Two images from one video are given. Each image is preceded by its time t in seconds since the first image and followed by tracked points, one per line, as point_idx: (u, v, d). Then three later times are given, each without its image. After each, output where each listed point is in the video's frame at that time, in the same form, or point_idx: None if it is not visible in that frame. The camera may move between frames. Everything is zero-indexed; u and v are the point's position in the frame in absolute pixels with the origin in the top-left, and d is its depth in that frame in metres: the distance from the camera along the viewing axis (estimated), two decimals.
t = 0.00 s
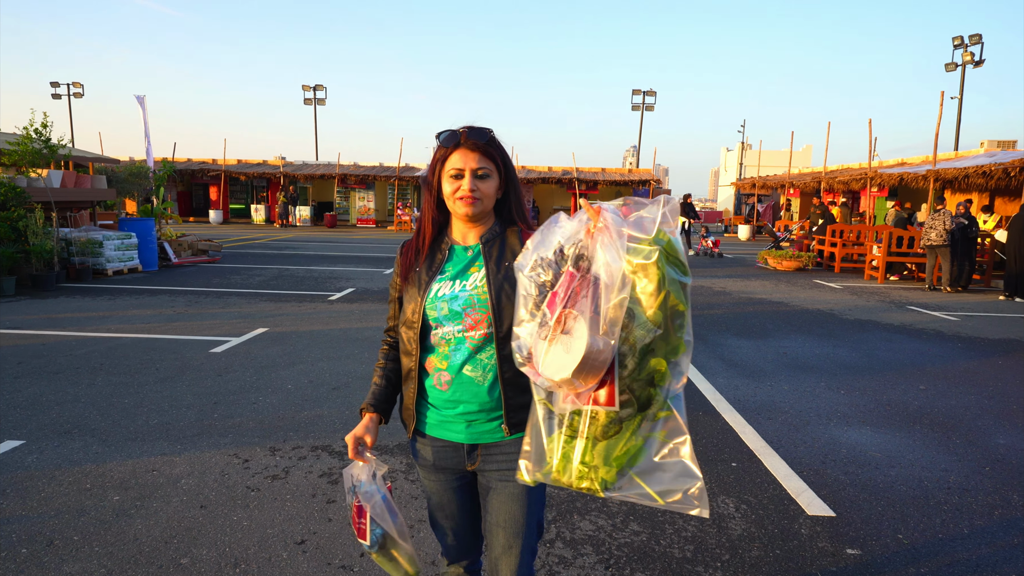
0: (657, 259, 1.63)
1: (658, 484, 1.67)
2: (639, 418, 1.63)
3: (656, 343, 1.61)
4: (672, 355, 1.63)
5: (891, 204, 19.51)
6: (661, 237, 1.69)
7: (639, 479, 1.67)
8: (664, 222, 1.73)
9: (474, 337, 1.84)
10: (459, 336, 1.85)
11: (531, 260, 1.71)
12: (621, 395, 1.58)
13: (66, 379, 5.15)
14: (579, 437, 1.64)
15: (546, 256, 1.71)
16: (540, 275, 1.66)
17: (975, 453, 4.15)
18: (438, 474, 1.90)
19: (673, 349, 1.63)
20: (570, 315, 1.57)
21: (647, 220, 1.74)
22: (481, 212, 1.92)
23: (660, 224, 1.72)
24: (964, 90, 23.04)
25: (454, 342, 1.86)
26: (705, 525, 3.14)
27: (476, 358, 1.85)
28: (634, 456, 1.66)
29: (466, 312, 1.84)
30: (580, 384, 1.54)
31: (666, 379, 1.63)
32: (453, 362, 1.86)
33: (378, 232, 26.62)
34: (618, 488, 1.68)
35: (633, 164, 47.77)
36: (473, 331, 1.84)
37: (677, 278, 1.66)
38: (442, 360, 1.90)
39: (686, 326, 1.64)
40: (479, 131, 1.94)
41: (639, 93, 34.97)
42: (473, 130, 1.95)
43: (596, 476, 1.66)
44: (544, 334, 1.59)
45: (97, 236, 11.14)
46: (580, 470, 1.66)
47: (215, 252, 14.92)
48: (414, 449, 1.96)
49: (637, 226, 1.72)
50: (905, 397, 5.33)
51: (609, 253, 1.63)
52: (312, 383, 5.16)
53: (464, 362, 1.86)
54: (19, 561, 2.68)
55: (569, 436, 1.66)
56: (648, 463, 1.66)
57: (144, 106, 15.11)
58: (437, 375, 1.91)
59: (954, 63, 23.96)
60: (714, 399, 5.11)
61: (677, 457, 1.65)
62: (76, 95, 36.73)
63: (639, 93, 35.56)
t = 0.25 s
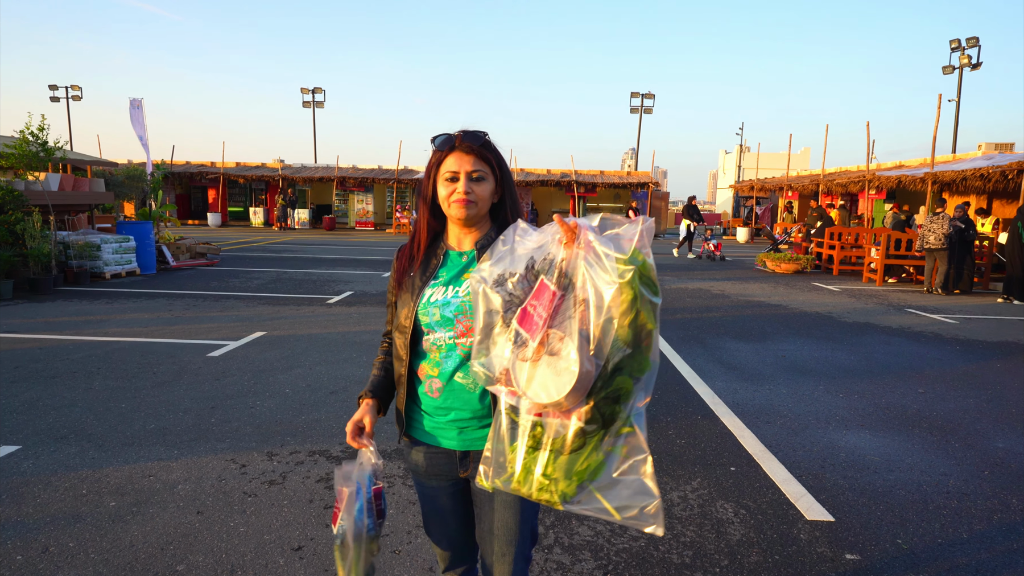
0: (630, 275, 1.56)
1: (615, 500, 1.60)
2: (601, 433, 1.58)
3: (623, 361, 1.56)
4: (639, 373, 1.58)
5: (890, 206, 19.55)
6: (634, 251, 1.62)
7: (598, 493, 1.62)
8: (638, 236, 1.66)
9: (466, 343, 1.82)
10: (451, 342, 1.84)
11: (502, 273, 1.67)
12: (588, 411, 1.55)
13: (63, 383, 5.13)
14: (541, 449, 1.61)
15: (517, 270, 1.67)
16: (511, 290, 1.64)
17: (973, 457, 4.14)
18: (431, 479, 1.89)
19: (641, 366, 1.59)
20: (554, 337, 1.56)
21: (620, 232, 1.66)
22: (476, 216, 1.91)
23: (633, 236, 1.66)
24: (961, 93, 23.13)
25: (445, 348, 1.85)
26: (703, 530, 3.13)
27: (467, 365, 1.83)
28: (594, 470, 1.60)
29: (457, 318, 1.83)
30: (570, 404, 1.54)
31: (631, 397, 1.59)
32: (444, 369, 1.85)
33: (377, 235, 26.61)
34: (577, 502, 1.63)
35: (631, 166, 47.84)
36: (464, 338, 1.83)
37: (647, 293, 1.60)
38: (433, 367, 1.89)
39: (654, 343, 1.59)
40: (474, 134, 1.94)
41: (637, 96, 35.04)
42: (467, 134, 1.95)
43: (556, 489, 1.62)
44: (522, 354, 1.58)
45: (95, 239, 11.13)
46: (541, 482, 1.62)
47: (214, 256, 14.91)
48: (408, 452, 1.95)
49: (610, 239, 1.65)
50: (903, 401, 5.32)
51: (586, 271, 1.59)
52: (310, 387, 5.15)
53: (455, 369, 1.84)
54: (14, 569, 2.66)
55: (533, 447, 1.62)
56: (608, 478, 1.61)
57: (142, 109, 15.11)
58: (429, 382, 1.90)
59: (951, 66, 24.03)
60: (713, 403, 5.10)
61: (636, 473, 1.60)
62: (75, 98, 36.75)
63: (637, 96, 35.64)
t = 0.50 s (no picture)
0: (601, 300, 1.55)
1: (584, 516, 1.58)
2: (571, 451, 1.56)
3: (595, 384, 1.54)
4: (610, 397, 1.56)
5: (889, 210, 19.57)
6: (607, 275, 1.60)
7: (567, 509, 1.59)
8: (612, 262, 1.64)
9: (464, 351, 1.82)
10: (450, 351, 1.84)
11: (478, 292, 1.66)
12: (557, 432, 1.53)
13: (61, 388, 5.11)
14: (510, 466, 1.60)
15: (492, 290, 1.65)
16: (484, 311, 1.64)
17: (975, 462, 4.13)
18: (429, 487, 1.88)
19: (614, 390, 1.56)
20: (527, 360, 1.54)
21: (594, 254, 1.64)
22: (475, 222, 1.91)
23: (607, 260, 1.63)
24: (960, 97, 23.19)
25: (444, 356, 1.84)
26: (705, 537, 3.12)
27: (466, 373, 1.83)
28: (563, 487, 1.58)
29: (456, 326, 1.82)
30: (542, 425, 1.53)
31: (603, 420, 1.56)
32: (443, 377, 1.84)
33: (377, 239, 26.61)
34: (546, 516, 1.61)
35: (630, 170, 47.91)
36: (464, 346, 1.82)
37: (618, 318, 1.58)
38: (431, 376, 1.88)
39: (626, 367, 1.58)
40: (471, 139, 1.94)
41: (636, 99, 35.10)
42: (465, 139, 1.94)
43: (525, 502, 1.60)
44: (497, 376, 1.58)
45: (94, 243, 11.13)
46: (511, 494, 1.61)
47: (213, 260, 14.90)
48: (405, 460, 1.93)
49: (584, 261, 1.62)
50: (904, 405, 5.31)
51: (561, 294, 1.57)
52: (309, 392, 5.13)
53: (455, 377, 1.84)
54: None
55: (504, 461, 1.62)
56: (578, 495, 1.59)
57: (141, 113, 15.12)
58: (427, 390, 1.88)
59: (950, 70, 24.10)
60: (713, 408, 5.09)
61: (604, 493, 1.58)
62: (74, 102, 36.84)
63: (637, 100, 35.72)
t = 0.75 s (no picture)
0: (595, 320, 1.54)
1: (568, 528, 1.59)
2: (557, 465, 1.56)
3: (585, 403, 1.54)
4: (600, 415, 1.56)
5: (889, 215, 19.56)
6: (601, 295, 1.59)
7: (551, 521, 1.60)
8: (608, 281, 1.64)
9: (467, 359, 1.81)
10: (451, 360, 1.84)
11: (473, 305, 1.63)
12: (545, 447, 1.53)
13: (60, 394, 5.10)
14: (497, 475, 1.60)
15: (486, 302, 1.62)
16: (479, 322, 1.60)
17: (977, 469, 4.11)
18: (429, 497, 1.86)
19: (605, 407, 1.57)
20: (519, 376, 1.53)
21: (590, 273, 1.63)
22: (477, 231, 1.91)
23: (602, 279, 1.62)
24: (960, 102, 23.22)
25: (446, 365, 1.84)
26: (706, 544, 3.10)
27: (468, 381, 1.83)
28: (547, 499, 1.58)
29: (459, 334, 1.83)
30: (532, 440, 1.52)
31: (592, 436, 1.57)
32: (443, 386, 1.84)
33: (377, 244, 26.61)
34: (529, 526, 1.60)
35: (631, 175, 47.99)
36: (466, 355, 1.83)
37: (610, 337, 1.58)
38: (433, 384, 1.88)
39: (616, 386, 1.58)
40: (473, 148, 1.93)
41: (637, 104, 35.17)
42: (467, 147, 1.94)
43: (509, 512, 1.59)
44: (489, 390, 1.56)
45: (95, 248, 11.13)
46: (496, 503, 1.60)
47: (213, 264, 14.91)
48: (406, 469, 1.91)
49: (580, 278, 1.61)
50: (906, 411, 5.30)
51: (555, 312, 1.55)
52: (309, 398, 5.12)
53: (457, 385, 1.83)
54: None
55: (491, 469, 1.62)
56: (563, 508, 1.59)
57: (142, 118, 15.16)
58: (428, 399, 1.88)
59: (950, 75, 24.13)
60: (714, 414, 5.07)
61: (587, 509, 1.58)
62: (76, 106, 36.96)
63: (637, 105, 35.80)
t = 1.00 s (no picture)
0: (573, 347, 1.50)
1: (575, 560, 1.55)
2: (554, 498, 1.54)
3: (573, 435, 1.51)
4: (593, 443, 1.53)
5: (890, 220, 19.57)
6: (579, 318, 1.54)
7: (558, 555, 1.55)
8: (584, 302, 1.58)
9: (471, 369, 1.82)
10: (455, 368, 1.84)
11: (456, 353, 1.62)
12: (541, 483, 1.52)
13: (61, 399, 5.10)
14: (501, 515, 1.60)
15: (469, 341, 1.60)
16: (464, 370, 1.60)
17: (980, 477, 4.10)
18: (433, 505, 1.86)
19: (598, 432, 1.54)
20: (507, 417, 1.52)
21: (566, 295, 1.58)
22: (478, 239, 1.91)
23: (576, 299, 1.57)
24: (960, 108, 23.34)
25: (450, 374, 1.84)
26: (708, 552, 3.09)
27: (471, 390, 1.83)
28: (551, 533, 1.55)
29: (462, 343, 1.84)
30: (528, 480, 1.51)
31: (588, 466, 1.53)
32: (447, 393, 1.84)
33: (378, 249, 26.64)
34: (538, 563, 1.57)
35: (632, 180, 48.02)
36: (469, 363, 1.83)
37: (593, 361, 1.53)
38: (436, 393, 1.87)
39: (605, 411, 1.54)
40: (475, 156, 1.93)
41: (637, 110, 35.25)
42: (469, 156, 1.94)
43: (516, 549, 1.58)
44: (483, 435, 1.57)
45: (96, 252, 11.14)
46: (502, 540, 1.61)
47: (214, 269, 14.92)
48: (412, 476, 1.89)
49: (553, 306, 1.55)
50: (908, 418, 5.28)
51: (530, 348, 1.51)
52: (310, 404, 5.11)
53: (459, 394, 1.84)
54: None
55: (496, 507, 1.62)
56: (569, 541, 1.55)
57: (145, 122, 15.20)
58: (431, 408, 1.87)
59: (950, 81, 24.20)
60: (715, 420, 5.06)
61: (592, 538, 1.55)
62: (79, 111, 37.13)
63: (638, 110, 35.87)
